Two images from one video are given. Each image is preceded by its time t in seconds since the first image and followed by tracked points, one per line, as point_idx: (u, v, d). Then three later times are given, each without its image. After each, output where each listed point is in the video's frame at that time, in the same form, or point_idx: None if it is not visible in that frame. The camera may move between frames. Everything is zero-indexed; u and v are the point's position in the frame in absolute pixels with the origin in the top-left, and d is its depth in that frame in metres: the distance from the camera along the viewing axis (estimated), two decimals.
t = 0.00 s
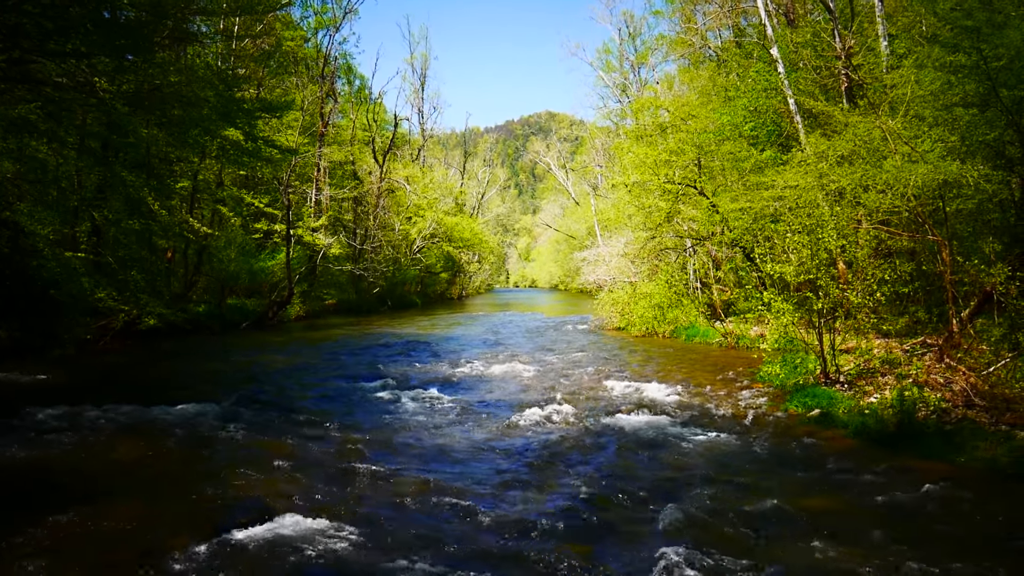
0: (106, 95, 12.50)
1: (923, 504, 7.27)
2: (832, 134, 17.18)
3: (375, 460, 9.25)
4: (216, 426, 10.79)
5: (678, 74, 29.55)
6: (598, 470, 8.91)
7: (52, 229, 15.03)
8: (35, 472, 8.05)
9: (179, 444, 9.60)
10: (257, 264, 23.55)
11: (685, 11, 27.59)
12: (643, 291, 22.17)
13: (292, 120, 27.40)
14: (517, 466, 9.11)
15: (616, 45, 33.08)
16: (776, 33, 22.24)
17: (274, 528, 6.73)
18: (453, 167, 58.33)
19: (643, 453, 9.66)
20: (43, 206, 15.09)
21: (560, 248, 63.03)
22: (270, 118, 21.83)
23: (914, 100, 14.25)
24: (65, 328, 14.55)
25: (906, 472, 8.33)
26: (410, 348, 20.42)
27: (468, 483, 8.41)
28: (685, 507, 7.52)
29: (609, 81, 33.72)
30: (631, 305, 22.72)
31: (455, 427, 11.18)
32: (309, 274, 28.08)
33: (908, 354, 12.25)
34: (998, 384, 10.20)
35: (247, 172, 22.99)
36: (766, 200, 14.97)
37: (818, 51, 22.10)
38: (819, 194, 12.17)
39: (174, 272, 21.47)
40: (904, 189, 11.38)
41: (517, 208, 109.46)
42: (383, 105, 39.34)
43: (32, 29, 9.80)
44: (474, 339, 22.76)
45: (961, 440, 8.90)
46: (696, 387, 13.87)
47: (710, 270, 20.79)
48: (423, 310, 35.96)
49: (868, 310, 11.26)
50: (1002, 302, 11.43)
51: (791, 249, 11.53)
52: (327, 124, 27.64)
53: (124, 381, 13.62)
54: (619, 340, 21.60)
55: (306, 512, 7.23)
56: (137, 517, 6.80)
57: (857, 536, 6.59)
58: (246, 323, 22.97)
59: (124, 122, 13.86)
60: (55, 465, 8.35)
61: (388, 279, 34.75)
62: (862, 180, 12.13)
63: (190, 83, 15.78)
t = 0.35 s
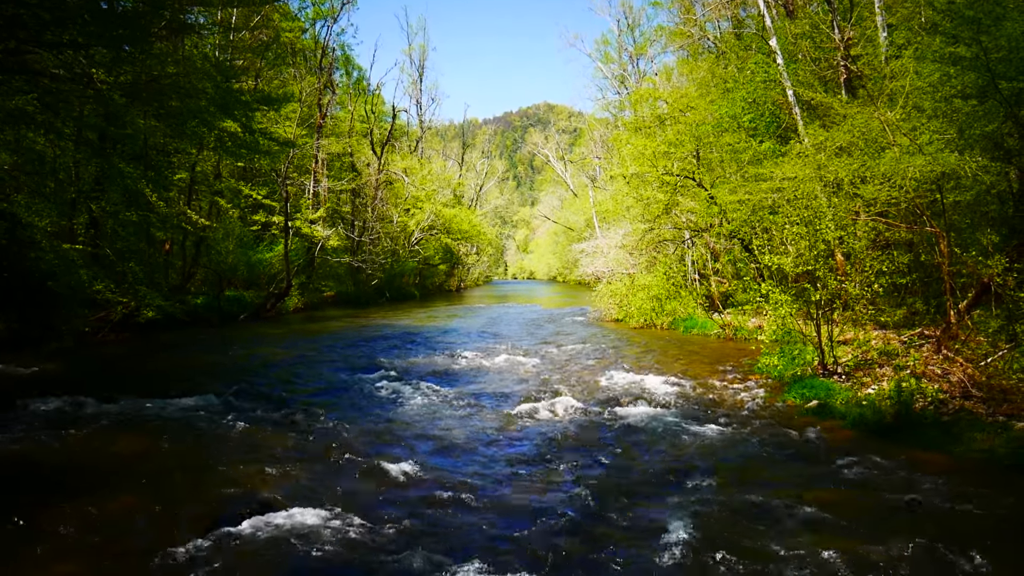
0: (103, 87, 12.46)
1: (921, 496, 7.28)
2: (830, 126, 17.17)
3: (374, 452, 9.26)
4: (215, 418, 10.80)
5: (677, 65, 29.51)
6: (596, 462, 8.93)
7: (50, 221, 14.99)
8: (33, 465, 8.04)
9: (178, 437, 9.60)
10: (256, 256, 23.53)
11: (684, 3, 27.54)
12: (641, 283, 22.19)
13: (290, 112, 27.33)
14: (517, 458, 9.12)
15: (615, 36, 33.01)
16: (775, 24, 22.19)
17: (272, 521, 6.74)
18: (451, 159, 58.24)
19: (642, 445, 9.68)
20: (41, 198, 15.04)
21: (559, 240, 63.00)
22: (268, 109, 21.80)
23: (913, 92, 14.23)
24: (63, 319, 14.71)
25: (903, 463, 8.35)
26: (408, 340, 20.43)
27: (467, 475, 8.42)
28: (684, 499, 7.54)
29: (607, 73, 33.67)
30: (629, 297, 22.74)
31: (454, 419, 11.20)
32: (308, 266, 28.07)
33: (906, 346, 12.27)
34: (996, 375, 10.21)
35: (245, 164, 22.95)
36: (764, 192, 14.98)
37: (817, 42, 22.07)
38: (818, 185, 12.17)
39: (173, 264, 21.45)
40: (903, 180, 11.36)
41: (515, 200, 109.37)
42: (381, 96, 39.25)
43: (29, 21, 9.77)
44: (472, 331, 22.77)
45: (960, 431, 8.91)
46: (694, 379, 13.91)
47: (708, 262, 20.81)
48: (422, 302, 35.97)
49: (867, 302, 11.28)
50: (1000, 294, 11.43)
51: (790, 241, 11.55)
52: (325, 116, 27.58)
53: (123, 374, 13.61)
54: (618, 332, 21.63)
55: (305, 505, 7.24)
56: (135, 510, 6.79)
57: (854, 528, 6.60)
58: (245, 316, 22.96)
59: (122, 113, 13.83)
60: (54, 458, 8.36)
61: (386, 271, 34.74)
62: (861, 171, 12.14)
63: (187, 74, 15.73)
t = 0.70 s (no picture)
0: (99, 79, 12.43)
1: (916, 487, 7.31)
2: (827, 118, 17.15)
3: (370, 444, 9.28)
4: (211, 410, 10.82)
5: (674, 57, 29.49)
6: (591, 454, 8.95)
7: (46, 213, 14.96)
8: (29, 458, 8.04)
9: (174, 429, 9.60)
10: (252, 248, 23.52)
11: None
12: (638, 275, 22.21)
13: (287, 104, 27.28)
14: (513, 450, 9.14)
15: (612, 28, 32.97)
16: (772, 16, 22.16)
17: (265, 514, 6.74)
18: (448, 151, 58.17)
19: (638, 437, 9.69)
20: (36, 190, 14.96)
21: (556, 232, 62.94)
22: (264, 101, 21.75)
23: (910, 84, 14.23)
24: (59, 311, 14.70)
25: (898, 454, 8.39)
26: (405, 332, 20.44)
27: (463, 467, 8.43)
28: (676, 492, 7.55)
29: (604, 65, 33.63)
30: (626, 289, 22.76)
31: (451, 411, 11.22)
32: (305, 259, 28.05)
33: (902, 338, 12.30)
34: (992, 368, 10.05)
35: (241, 156, 22.92)
36: (761, 184, 15.00)
37: (814, 34, 22.05)
38: (814, 177, 12.17)
39: (169, 256, 21.43)
40: (899, 173, 11.37)
41: (512, 192, 109.19)
42: (377, 88, 39.17)
43: (24, 12, 9.75)
44: (469, 323, 22.78)
45: (954, 424, 8.94)
46: (691, 371, 13.95)
47: (705, 254, 20.81)
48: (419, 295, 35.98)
49: (862, 294, 11.30)
50: (996, 286, 11.34)
51: (786, 233, 11.55)
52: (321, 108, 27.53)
53: (120, 366, 13.60)
54: (615, 324, 21.66)
55: (301, 496, 7.26)
56: (130, 503, 6.80)
57: (846, 519, 6.63)
58: (241, 308, 22.95)
59: (117, 105, 13.80)
60: (50, 449, 8.37)
61: (384, 264, 34.70)
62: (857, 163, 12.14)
63: (183, 66, 15.69)
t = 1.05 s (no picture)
0: (96, 69, 12.39)
1: (912, 481, 7.34)
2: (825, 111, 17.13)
3: (368, 437, 9.29)
4: (209, 402, 10.83)
5: (673, 50, 29.44)
6: (589, 447, 8.99)
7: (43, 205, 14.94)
8: (27, 449, 8.05)
9: (172, 421, 9.61)
10: (250, 240, 23.49)
11: None
12: (636, 269, 22.22)
13: (285, 96, 27.22)
14: (511, 443, 9.15)
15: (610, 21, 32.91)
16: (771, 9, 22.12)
17: (263, 506, 6.75)
18: (446, 143, 58.04)
19: (635, 430, 9.73)
20: (33, 181, 14.93)
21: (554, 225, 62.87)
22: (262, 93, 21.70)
23: (908, 77, 14.21)
24: (57, 303, 14.70)
25: (894, 448, 8.42)
26: (402, 325, 20.45)
27: (460, 460, 8.45)
28: (674, 484, 7.59)
29: (602, 58, 33.58)
30: (624, 282, 22.75)
31: (448, 404, 11.22)
32: (303, 251, 28.03)
33: (899, 332, 12.33)
34: (988, 362, 10.16)
35: (239, 148, 22.87)
36: (759, 177, 15.00)
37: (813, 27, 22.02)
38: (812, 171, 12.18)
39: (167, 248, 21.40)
40: (896, 166, 11.37)
41: (510, 185, 109.11)
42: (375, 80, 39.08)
43: (21, 2, 9.72)
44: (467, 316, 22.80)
45: (950, 417, 8.98)
46: (688, 364, 13.97)
47: (702, 248, 20.83)
48: (416, 287, 35.97)
49: (860, 288, 11.32)
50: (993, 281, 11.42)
51: (784, 227, 11.57)
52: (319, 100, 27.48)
53: (117, 358, 13.60)
54: (612, 318, 21.68)
55: (299, 489, 7.28)
56: (129, 494, 6.82)
57: (843, 513, 6.65)
58: (239, 300, 22.95)
59: (115, 96, 13.77)
60: (47, 441, 8.38)
61: (381, 256, 34.68)
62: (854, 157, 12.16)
63: (180, 58, 15.65)
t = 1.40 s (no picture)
0: (95, 62, 12.37)
1: (910, 477, 7.34)
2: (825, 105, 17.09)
3: (365, 431, 9.28)
4: (206, 395, 10.82)
5: (673, 45, 29.41)
6: (588, 442, 8.97)
7: (41, 196, 14.88)
8: (24, 442, 8.00)
9: (169, 414, 9.58)
10: (248, 233, 23.45)
11: None
12: (635, 264, 22.21)
13: (284, 89, 27.17)
14: (508, 438, 9.16)
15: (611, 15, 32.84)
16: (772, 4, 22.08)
17: (262, 499, 6.75)
18: (445, 137, 57.93)
19: (633, 425, 9.71)
20: (31, 173, 14.86)
21: (553, 220, 62.79)
22: (261, 86, 21.66)
23: (909, 73, 14.18)
24: (55, 295, 14.66)
25: (892, 444, 8.43)
26: (400, 319, 20.43)
27: (457, 454, 8.45)
28: (672, 480, 7.58)
29: (602, 52, 33.52)
30: (623, 277, 22.73)
31: (446, 398, 11.22)
32: (301, 244, 27.97)
33: (898, 329, 12.31)
34: (986, 358, 10.17)
35: (238, 141, 22.82)
36: (759, 172, 14.99)
37: (814, 23, 21.97)
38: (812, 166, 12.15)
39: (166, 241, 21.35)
40: (897, 162, 11.34)
41: (509, 179, 108.96)
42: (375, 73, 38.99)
43: None
44: (466, 310, 22.78)
45: (949, 415, 8.97)
46: (686, 360, 13.97)
47: (702, 243, 20.79)
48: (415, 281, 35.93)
49: (859, 285, 11.30)
50: (992, 277, 11.43)
51: (783, 223, 11.55)
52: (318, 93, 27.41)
53: (115, 351, 13.55)
54: (611, 312, 21.67)
55: (297, 482, 7.27)
56: (126, 487, 6.79)
57: (841, 509, 6.62)
58: (237, 293, 22.89)
59: (113, 88, 13.74)
60: (44, 433, 8.36)
61: (380, 250, 34.63)
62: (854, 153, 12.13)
63: (180, 50, 15.62)
